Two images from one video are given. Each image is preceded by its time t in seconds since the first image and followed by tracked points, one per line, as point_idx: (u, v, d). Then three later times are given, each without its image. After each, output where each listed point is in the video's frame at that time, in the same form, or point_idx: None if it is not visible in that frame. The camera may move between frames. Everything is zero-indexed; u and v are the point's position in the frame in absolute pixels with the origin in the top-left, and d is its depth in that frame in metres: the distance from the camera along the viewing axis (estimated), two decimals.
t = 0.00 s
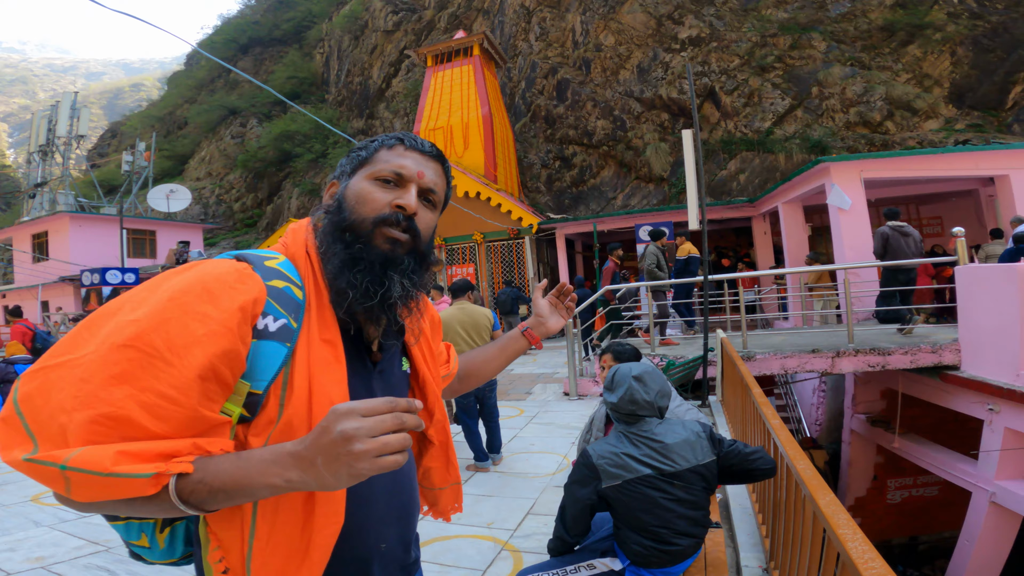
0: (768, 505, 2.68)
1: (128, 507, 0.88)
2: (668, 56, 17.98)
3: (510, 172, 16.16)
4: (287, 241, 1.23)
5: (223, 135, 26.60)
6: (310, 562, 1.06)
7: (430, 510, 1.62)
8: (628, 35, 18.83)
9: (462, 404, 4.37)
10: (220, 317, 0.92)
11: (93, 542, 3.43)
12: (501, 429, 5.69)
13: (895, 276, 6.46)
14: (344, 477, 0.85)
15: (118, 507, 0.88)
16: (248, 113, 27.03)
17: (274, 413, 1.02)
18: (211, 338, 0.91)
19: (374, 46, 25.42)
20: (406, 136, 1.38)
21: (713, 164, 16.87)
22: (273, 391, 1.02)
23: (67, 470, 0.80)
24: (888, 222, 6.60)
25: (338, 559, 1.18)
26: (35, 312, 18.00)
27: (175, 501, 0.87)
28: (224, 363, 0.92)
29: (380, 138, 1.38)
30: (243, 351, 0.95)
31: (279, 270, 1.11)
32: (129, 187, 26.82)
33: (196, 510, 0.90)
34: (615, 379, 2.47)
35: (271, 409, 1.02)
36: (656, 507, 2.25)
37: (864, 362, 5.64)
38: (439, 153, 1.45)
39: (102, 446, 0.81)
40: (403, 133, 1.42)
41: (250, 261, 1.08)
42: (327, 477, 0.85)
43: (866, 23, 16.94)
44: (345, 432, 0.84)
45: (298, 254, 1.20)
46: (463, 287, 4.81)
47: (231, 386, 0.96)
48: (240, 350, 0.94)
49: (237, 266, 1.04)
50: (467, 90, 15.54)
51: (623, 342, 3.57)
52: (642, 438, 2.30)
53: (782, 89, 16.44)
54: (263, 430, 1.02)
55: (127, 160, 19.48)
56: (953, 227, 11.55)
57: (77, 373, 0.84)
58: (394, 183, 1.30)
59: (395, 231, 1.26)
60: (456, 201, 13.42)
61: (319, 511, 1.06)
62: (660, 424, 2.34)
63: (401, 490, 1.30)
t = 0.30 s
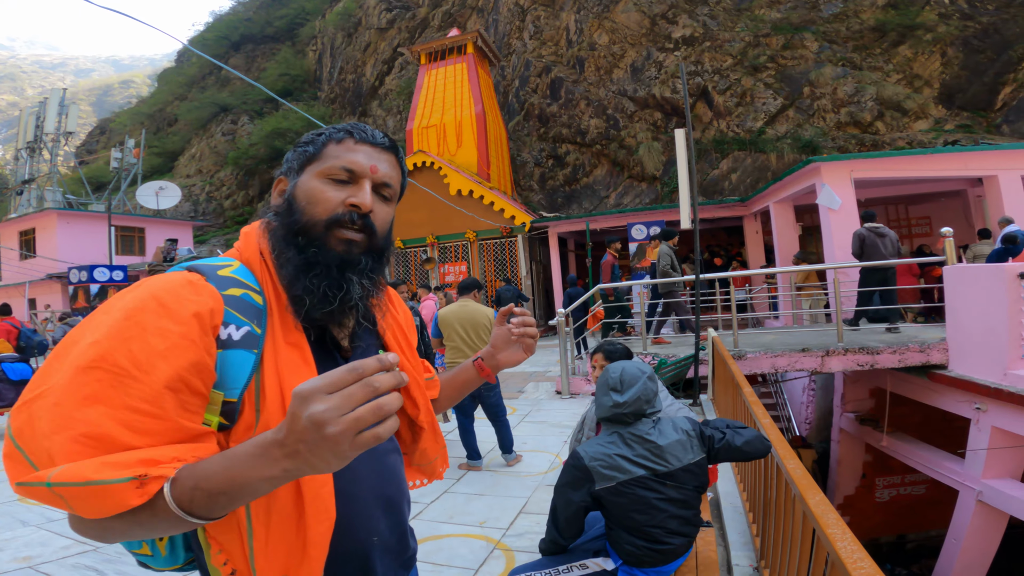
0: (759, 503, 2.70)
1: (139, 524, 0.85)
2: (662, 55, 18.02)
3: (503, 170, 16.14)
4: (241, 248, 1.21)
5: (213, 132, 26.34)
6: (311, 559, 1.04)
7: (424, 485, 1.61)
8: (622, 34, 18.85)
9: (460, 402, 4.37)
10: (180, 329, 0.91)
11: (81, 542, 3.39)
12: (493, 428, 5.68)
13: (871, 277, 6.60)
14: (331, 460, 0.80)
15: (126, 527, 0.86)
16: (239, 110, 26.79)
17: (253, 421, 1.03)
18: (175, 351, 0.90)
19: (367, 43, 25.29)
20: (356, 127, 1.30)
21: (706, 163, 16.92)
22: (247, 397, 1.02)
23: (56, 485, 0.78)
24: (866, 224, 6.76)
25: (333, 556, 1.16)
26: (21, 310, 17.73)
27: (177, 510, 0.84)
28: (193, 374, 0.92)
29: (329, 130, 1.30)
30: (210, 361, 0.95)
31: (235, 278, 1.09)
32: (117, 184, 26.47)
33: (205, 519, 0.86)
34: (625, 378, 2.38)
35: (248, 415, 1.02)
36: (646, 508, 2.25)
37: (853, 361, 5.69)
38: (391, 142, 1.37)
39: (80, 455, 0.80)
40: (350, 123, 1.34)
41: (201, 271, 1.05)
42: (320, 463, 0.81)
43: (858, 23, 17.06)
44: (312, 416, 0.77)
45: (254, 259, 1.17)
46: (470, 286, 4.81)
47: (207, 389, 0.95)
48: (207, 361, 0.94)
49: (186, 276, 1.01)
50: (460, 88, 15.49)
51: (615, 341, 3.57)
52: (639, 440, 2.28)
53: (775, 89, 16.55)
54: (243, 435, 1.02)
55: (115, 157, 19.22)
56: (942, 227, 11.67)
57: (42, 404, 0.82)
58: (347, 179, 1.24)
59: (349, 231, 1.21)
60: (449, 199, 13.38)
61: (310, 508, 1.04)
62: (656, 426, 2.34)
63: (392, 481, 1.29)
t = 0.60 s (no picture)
0: (753, 502, 2.71)
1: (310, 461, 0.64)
2: (658, 55, 18.05)
3: (500, 169, 16.13)
4: (226, 242, 1.15)
5: (209, 131, 26.26)
6: (269, 537, 0.97)
7: (411, 491, 1.55)
8: (619, 33, 18.85)
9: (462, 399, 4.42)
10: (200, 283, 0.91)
11: (77, 540, 3.38)
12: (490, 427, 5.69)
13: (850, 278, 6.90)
14: (598, 416, 0.63)
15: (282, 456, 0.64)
16: (235, 108, 26.71)
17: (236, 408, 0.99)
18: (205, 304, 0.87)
19: (364, 42, 25.24)
20: (337, 127, 1.23)
21: (701, 163, 16.98)
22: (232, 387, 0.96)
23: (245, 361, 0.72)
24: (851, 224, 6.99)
25: (297, 552, 1.10)
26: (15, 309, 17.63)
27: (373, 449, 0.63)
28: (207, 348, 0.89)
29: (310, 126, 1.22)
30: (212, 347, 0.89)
31: (226, 272, 1.02)
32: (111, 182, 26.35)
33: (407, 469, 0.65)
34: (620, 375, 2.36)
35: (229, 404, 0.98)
36: (643, 505, 2.25)
37: (847, 360, 5.72)
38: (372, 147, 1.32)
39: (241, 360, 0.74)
40: (328, 122, 1.25)
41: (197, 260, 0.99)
42: (574, 419, 0.62)
43: (853, 23, 17.12)
44: (604, 364, 0.60)
45: (239, 252, 1.12)
46: (489, 284, 4.80)
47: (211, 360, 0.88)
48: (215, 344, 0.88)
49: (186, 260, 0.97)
50: (457, 87, 15.48)
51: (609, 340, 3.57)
52: (635, 438, 2.29)
53: (770, 89, 16.62)
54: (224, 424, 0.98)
55: (110, 155, 19.11)
56: (936, 227, 11.74)
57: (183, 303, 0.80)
58: (340, 179, 1.18)
59: (350, 229, 1.20)
60: (445, 198, 13.37)
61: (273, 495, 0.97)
62: (652, 422, 2.35)
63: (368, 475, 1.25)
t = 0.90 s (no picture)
0: (747, 499, 2.73)
1: (197, 530, 0.77)
2: (654, 53, 18.05)
3: (495, 167, 16.11)
4: (206, 241, 1.08)
5: (203, 129, 26.13)
6: (276, 546, 1.01)
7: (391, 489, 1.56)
8: (614, 31, 18.83)
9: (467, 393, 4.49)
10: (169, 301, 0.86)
11: (72, 539, 3.37)
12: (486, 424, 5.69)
13: (836, 275, 7.08)
14: (437, 464, 0.89)
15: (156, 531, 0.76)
16: (229, 106, 26.57)
17: (232, 409, 0.99)
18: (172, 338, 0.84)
19: (359, 40, 25.14)
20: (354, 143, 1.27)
21: (697, 161, 17.04)
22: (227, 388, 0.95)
23: (122, 457, 0.73)
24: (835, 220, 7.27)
25: (300, 544, 1.09)
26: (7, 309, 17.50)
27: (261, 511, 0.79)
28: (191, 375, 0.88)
29: (334, 132, 1.21)
30: (197, 357, 0.88)
31: (210, 271, 0.99)
32: (104, 180, 26.15)
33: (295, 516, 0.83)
34: (616, 368, 2.35)
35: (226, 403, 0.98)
36: (636, 502, 2.26)
37: (840, 357, 5.74)
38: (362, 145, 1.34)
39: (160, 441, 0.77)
40: (319, 128, 1.20)
41: (176, 262, 0.94)
42: (420, 466, 0.88)
43: (848, 22, 17.17)
44: (440, 422, 0.88)
45: (223, 249, 1.06)
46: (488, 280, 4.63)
47: (195, 379, 0.87)
48: (195, 363, 0.87)
49: (165, 267, 0.93)
50: (453, 85, 15.45)
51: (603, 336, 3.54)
52: (634, 435, 2.27)
53: (765, 87, 16.66)
54: (217, 424, 0.98)
55: (103, 153, 18.95)
56: (929, 224, 11.81)
57: (118, 359, 0.78)
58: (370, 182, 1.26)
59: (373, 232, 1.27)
60: (440, 195, 13.35)
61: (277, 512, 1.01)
62: (653, 420, 2.31)
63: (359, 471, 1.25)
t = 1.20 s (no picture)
0: (740, 495, 2.75)
1: (172, 525, 0.82)
2: (649, 51, 18.04)
3: (491, 165, 16.08)
4: (167, 241, 1.07)
5: (197, 127, 25.98)
6: (263, 549, 1.00)
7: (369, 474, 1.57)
8: (610, 30, 18.83)
9: (455, 392, 4.45)
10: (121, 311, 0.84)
11: (67, 538, 3.35)
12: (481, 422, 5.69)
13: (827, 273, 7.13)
14: (374, 439, 0.91)
15: (133, 531, 0.80)
16: (223, 105, 26.42)
17: (202, 412, 0.96)
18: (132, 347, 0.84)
19: (354, 38, 25.04)
20: (317, 129, 1.26)
21: (691, 159, 17.09)
22: (195, 392, 0.95)
23: (91, 473, 0.76)
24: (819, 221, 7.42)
25: (285, 550, 1.10)
26: None
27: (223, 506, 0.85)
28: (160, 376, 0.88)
29: (297, 125, 1.21)
30: (158, 360, 0.87)
31: (169, 274, 0.98)
32: (97, 179, 25.93)
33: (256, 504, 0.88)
34: (626, 357, 2.34)
35: (196, 409, 0.95)
36: (631, 496, 2.26)
37: (833, 354, 5.77)
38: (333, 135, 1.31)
39: (119, 457, 0.78)
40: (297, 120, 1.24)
41: (132, 266, 0.94)
42: (361, 443, 0.90)
43: (842, 20, 17.22)
44: (369, 401, 0.90)
45: (185, 251, 1.05)
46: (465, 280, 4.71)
47: (163, 387, 0.88)
48: (155, 369, 0.87)
49: (118, 272, 0.91)
50: (448, 83, 15.40)
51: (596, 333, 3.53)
52: (635, 426, 2.23)
53: (759, 85, 16.69)
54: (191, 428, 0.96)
55: (95, 152, 18.78)
56: (921, 222, 11.89)
57: (77, 377, 0.79)
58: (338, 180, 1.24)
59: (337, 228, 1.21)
60: (436, 193, 13.32)
61: (261, 516, 1.00)
62: (658, 415, 2.25)
63: (343, 471, 1.21)
